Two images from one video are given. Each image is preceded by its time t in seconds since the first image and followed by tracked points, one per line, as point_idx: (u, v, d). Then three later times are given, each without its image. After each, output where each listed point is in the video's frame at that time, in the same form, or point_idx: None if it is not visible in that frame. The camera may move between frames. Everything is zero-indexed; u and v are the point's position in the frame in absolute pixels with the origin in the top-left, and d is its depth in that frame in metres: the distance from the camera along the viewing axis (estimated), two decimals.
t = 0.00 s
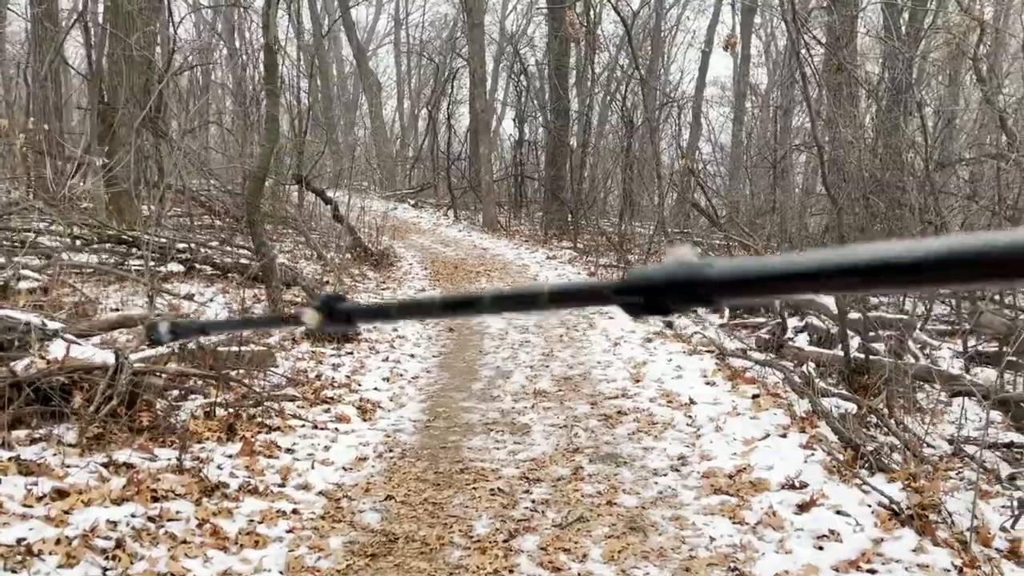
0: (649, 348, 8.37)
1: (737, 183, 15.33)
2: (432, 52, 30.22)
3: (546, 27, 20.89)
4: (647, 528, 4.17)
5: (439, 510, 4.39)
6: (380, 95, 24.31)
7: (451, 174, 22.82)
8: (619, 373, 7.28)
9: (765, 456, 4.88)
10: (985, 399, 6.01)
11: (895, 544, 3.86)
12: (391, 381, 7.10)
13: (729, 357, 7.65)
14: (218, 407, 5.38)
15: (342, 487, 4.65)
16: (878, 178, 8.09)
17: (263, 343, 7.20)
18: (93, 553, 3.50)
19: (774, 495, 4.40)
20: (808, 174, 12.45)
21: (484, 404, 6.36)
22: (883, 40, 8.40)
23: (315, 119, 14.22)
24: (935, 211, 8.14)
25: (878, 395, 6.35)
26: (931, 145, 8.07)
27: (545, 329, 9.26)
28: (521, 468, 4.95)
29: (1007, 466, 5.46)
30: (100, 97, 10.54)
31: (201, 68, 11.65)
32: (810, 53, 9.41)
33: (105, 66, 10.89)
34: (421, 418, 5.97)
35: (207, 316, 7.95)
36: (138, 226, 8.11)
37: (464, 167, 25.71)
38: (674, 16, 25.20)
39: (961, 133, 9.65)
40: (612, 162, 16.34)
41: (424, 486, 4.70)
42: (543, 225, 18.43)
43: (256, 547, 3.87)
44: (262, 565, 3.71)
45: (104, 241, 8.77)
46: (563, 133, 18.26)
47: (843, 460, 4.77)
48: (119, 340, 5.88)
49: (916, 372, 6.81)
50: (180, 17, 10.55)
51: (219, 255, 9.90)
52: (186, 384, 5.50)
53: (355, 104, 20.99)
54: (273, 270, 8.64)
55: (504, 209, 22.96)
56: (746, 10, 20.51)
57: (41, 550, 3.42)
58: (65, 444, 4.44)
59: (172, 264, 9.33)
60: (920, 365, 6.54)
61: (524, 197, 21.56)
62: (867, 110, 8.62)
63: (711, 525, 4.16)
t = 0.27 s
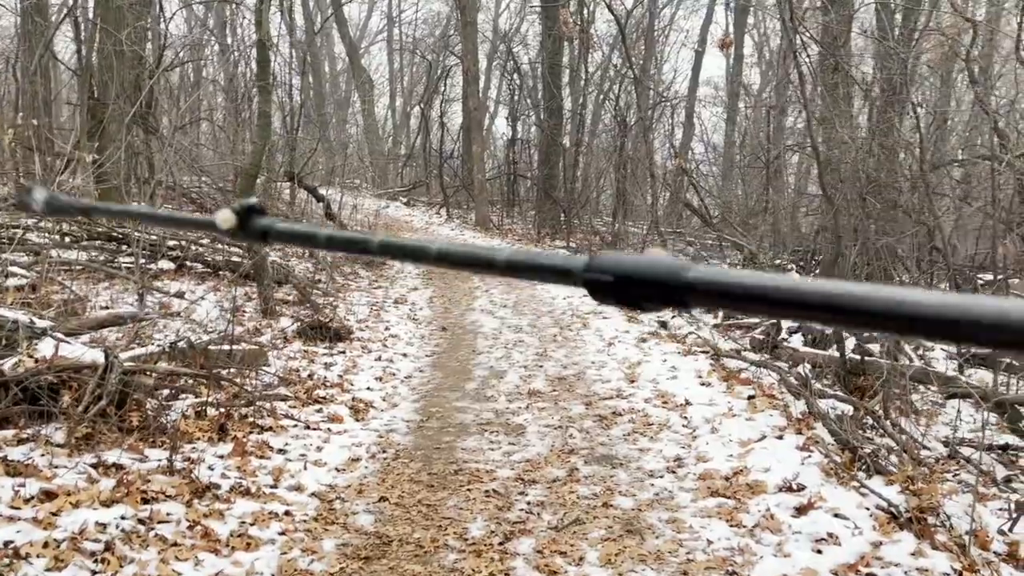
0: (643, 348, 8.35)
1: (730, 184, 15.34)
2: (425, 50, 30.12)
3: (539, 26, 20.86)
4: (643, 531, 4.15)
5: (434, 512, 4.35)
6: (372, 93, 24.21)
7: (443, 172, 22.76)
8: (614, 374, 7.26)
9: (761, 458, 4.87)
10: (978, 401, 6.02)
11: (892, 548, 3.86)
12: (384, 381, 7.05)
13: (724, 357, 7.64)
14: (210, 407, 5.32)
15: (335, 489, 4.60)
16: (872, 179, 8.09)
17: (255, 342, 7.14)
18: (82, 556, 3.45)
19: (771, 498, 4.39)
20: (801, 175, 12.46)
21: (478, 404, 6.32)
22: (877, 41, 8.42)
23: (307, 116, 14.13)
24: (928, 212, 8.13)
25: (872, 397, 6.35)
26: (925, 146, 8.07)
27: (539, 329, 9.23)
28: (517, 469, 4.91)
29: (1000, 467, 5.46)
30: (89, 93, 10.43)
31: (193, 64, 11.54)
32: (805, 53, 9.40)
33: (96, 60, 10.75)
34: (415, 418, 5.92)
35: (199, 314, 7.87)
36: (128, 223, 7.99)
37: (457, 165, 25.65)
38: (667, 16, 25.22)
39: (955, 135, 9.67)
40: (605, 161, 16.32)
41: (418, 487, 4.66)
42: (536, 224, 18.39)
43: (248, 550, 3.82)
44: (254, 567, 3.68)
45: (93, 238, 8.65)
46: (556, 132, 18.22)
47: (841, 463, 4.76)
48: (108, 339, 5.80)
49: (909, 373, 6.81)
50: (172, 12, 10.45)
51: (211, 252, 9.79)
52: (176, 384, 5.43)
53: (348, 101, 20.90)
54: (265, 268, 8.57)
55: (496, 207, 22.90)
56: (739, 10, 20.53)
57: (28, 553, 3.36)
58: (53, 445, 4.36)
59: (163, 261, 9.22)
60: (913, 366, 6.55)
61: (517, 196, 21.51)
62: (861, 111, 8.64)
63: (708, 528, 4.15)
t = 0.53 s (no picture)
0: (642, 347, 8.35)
1: (730, 183, 15.34)
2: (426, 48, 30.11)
3: (541, 24, 20.86)
4: (640, 530, 4.14)
5: (432, 509, 4.35)
6: (373, 90, 24.20)
7: (444, 170, 22.76)
8: (613, 373, 7.25)
9: (760, 458, 4.87)
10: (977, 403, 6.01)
11: (890, 548, 3.87)
12: (383, 378, 7.04)
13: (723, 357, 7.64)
14: (207, 403, 5.32)
15: (333, 486, 4.60)
16: (873, 179, 8.07)
17: (253, 338, 7.13)
18: (79, 551, 3.45)
19: (770, 498, 4.40)
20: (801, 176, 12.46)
21: (477, 402, 6.31)
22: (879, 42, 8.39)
23: (308, 113, 14.13)
24: (928, 213, 8.12)
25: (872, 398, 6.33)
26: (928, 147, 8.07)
27: (539, 327, 9.22)
28: (515, 468, 4.90)
29: (1001, 469, 5.45)
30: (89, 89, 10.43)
31: (194, 59, 11.52)
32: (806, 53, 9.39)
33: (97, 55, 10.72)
34: (413, 416, 5.92)
35: (198, 311, 7.86)
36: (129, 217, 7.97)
37: (457, 163, 25.64)
38: (668, 15, 25.22)
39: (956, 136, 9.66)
40: (606, 160, 16.31)
41: (416, 485, 4.65)
42: (536, 222, 18.38)
43: (245, 546, 3.83)
44: (252, 564, 3.68)
45: (93, 233, 8.64)
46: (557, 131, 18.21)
47: (839, 463, 4.77)
48: (107, 334, 5.80)
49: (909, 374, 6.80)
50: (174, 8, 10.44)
51: (210, 248, 9.79)
52: (175, 380, 5.42)
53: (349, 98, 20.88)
54: (264, 264, 8.54)
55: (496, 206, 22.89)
56: (741, 10, 20.52)
57: (26, 548, 3.37)
58: (50, 440, 4.36)
59: (162, 257, 9.22)
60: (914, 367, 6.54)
61: (518, 194, 21.50)
62: (863, 111, 8.60)
63: (707, 528, 4.15)
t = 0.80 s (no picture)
0: (643, 348, 8.35)
1: (734, 184, 15.32)
2: (432, 45, 30.12)
3: (547, 23, 20.85)
4: (636, 532, 4.16)
5: (429, 508, 4.37)
6: (378, 87, 24.23)
7: (448, 168, 22.77)
8: (613, 373, 7.26)
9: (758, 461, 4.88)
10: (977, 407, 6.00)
11: (887, 553, 3.87)
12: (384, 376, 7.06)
13: (724, 359, 7.64)
14: (207, 400, 5.35)
15: (332, 484, 4.62)
16: (876, 182, 8.04)
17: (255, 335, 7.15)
18: (76, 548, 3.49)
19: (768, 501, 4.41)
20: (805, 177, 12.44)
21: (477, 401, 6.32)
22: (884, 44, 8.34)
23: (313, 110, 14.14)
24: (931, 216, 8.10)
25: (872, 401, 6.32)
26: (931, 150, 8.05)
27: (540, 326, 9.23)
28: (513, 468, 4.91)
29: (1000, 474, 5.44)
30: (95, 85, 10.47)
31: (199, 56, 11.54)
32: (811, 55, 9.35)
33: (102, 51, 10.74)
34: (413, 414, 5.93)
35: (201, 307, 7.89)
36: (132, 214, 7.99)
37: (461, 161, 25.64)
38: (674, 15, 25.18)
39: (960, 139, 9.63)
40: (610, 159, 16.31)
41: (414, 484, 4.67)
42: (540, 221, 18.37)
43: (242, 544, 3.85)
44: (249, 562, 3.70)
45: (96, 229, 8.67)
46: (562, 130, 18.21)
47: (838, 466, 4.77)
48: (109, 330, 5.84)
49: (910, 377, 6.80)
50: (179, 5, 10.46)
51: (213, 245, 9.83)
52: (176, 376, 5.45)
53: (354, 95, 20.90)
54: (267, 261, 8.56)
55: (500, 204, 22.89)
56: (747, 11, 20.49)
57: (23, 545, 3.40)
58: (50, 436, 4.40)
59: (165, 254, 9.26)
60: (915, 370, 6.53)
61: (522, 193, 21.49)
62: (867, 113, 8.53)
63: (703, 530, 4.15)
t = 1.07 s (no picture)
0: (648, 348, 8.35)
1: (742, 183, 15.28)
2: (441, 42, 30.13)
3: (557, 20, 20.81)
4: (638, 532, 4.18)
5: (432, 506, 4.39)
6: (387, 84, 24.25)
7: (456, 165, 22.78)
8: (618, 372, 7.26)
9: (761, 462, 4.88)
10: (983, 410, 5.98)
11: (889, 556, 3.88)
12: (389, 373, 7.08)
13: (729, 359, 7.63)
14: (212, 395, 5.39)
15: (335, 480, 4.64)
16: (884, 183, 8.00)
17: (261, 331, 7.19)
18: (80, 541, 3.52)
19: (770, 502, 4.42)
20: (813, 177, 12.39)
21: (481, 399, 6.33)
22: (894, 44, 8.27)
23: (321, 106, 14.17)
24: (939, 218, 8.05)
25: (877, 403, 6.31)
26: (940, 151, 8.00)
27: (545, 325, 9.23)
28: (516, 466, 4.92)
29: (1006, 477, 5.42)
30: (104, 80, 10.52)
31: (208, 52, 11.58)
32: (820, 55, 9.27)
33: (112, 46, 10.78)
34: (417, 412, 5.95)
35: (207, 302, 7.93)
36: (140, 209, 8.03)
37: (469, 159, 25.67)
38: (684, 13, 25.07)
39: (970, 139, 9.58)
40: (618, 158, 16.28)
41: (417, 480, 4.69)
42: (547, 219, 18.37)
43: (244, 539, 3.89)
44: (250, 558, 3.73)
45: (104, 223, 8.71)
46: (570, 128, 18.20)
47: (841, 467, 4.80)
48: (116, 325, 5.88)
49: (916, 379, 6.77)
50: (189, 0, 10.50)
51: (220, 240, 9.90)
52: (181, 371, 5.49)
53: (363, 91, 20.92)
54: (273, 257, 8.57)
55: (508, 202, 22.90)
56: (757, 9, 20.39)
57: (27, 538, 3.44)
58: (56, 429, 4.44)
59: (173, 249, 9.31)
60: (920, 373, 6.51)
61: (529, 190, 21.49)
62: (876, 113, 8.44)
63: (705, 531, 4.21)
